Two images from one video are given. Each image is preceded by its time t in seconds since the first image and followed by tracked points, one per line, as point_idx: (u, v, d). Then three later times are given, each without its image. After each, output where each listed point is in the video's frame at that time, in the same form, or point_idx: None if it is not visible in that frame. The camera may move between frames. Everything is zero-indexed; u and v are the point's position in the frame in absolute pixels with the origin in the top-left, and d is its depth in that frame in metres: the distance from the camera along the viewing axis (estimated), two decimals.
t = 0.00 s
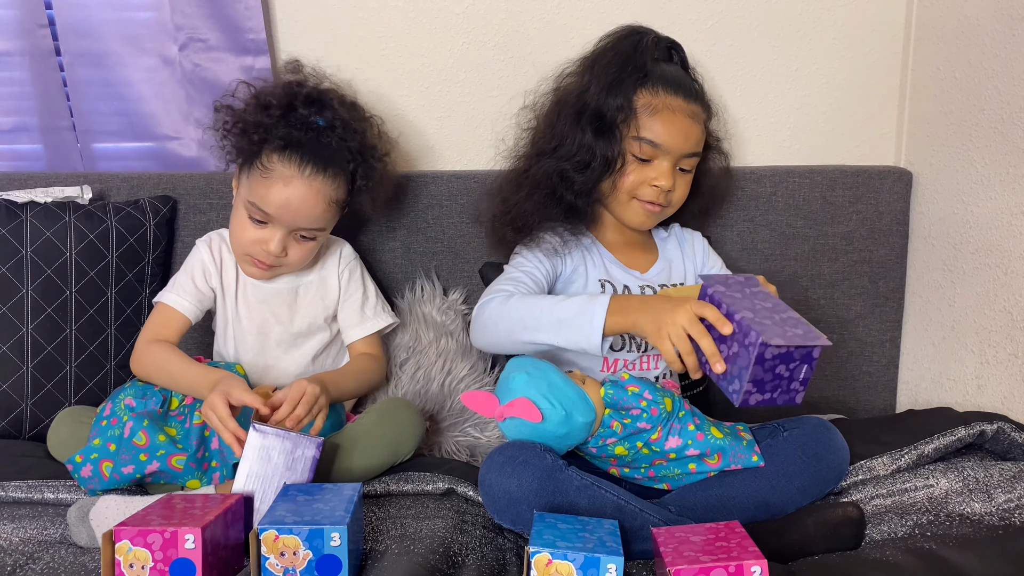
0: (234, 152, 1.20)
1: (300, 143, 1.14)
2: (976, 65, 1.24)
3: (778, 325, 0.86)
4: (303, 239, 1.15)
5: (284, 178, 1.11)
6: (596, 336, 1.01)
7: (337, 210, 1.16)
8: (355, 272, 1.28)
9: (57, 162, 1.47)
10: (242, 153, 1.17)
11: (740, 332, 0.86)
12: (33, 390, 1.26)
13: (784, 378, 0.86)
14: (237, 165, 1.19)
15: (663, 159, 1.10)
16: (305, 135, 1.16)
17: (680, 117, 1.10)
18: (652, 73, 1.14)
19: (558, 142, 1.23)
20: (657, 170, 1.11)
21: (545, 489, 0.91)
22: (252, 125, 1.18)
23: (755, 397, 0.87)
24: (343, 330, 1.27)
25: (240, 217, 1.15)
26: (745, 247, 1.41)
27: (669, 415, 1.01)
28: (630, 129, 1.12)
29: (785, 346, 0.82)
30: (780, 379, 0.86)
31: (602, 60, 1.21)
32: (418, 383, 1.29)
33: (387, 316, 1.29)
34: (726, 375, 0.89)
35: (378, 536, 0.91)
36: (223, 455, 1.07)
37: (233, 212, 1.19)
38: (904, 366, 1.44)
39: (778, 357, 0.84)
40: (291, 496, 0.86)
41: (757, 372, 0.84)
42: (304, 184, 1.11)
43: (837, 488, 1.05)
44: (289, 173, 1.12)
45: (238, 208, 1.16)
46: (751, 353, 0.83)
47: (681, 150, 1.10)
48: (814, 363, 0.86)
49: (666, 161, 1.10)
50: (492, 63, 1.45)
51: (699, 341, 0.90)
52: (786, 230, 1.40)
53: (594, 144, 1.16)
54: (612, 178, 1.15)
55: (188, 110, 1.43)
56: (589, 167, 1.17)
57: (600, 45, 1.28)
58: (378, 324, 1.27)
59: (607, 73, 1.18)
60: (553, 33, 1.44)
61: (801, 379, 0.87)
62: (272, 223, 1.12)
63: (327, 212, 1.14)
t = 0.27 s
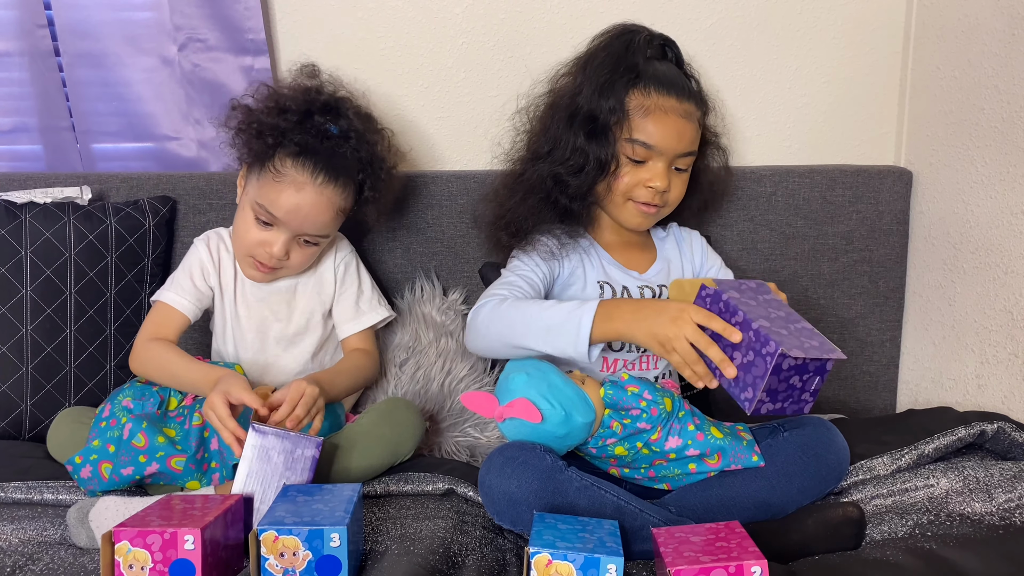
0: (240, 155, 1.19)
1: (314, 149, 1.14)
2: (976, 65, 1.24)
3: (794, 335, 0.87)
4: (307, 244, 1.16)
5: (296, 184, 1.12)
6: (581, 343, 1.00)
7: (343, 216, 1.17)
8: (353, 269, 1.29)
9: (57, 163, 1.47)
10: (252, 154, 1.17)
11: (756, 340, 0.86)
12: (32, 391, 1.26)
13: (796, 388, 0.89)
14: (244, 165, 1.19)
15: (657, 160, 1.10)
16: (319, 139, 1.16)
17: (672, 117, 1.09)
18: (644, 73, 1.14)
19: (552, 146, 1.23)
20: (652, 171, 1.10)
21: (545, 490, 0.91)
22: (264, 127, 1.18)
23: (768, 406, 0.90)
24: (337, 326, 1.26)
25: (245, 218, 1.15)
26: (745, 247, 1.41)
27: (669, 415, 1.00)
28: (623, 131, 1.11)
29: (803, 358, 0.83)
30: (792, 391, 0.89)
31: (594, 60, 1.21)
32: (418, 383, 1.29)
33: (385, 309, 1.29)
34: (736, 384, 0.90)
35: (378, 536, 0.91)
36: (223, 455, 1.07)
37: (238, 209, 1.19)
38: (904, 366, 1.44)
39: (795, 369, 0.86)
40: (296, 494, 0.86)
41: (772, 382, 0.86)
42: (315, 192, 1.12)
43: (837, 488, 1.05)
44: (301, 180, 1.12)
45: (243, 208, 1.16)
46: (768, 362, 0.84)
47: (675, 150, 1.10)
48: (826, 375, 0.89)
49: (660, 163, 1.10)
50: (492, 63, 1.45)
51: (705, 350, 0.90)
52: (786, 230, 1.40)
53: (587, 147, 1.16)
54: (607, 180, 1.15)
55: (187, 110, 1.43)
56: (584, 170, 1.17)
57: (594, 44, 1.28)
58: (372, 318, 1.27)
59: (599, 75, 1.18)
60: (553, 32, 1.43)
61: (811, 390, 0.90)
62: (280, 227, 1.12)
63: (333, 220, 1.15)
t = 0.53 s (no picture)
0: (245, 155, 1.20)
1: (320, 149, 1.15)
2: (976, 64, 1.24)
3: (790, 329, 0.87)
4: (314, 243, 1.16)
5: (302, 184, 1.12)
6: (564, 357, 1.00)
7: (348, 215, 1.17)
8: (352, 262, 1.30)
9: (56, 164, 1.46)
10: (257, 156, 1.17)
11: (753, 337, 0.86)
12: (32, 392, 1.26)
13: (796, 382, 0.88)
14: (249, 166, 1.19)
15: (651, 159, 1.10)
16: (325, 139, 1.16)
17: (664, 115, 1.10)
18: (634, 73, 1.14)
19: (546, 150, 1.23)
20: (646, 170, 1.10)
21: (545, 491, 0.91)
22: (268, 129, 1.17)
23: (771, 403, 0.88)
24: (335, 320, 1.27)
25: (251, 217, 1.15)
26: (745, 247, 1.41)
27: (669, 415, 1.00)
28: (616, 132, 1.11)
29: (802, 351, 0.83)
30: (793, 385, 0.89)
31: (584, 62, 1.20)
32: (418, 384, 1.28)
33: (378, 305, 1.29)
34: (737, 382, 0.89)
35: (378, 537, 0.91)
36: (223, 456, 1.06)
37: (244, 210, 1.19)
38: (904, 366, 1.44)
39: (795, 362, 0.85)
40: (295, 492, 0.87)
41: (772, 379, 0.85)
42: (322, 192, 1.12)
43: (838, 488, 1.05)
44: (308, 180, 1.12)
45: (248, 208, 1.16)
46: (767, 358, 0.84)
47: (669, 148, 1.10)
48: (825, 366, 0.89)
49: (656, 162, 1.10)
50: (491, 63, 1.45)
51: (699, 352, 0.90)
52: (786, 230, 1.40)
53: (580, 150, 1.16)
54: (602, 182, 1.15)
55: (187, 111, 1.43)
56: (578, 173, 1.17)
57: (584, 44, 1.27)
58: (369, 313, 1.27)
59: (589, 77, 1.17)
60: (553, 32, 1.43)
61: (811, 383, 0.90)
62: (287, 227, 1.12)
63: (339, 219, 1.15)
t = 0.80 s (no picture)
0: (238, 153, 1.21)
1: (308, 131, 1.15)
2: (976, 63, 1.24)
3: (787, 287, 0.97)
4: (318, 228, 1.16)
5: (296, 167, 1.12)
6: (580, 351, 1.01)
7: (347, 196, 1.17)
8: (362, 266, 1.29)
9: (57, 163, 1.47)
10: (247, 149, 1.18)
11: (769, 295, 0.94)
12: (34, 391, 1.26)
13: (820, 339, 0.94)
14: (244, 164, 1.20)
15: (647, 157, 1.10)
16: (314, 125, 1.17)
17: (659, 112, 1.10)
18: (628, 71, 1.14)
19: (541, 150, 1.23)
20: (643, 168, 1.10)
21: (546, 490, 0.91)
22: (256, 122, 1.18)
23: (798, 360, 0.94)
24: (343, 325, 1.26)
25: (252, 210, 1.15)
26: (746, 246, 1.41)
27: (669, 414, 1.00)
28: (611, 131, 1.11)
29: (818, 297, 0.92)
30: (816, 341, 0.94)
31: (577, 63, 1.21)
32: (419, 383, 1.29)
33: (383, 314, 1.27)
34: (758, 346, 0.96)
35: (379, 536, 0.92)
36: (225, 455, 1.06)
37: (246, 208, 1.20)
38: (905, 365, 1.44)
39: (815, 314, 0.93)
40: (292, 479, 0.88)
41: (796, 330, 0.93)
42: (316, 171, 1.12)
43: (839, 487, 1.05)
44: (302, 161, 1.13)
45: (249, 202, 1.16)
46: (789, 311, 0.92)
47: (664, 145, 1.10)
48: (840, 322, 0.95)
49: (651, 158, 1.10)
50: (492, 63, 1.45)
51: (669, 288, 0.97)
52: (787, 230, 1.40)
53: (575, 150, 1.17)
54: (598, 182, 1.15)
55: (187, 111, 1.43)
56: (573, 173, 1.17)
57: (577, 44, 1.27)
58: (378, 319, 1.26)
59: (583, 76, 1.18)
60: (553, 32, 1.43)
61: (833, 346, 0.94)
62: (287, 214, 1.13)
63: (339, 199, 1.15)
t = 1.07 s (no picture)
0: (230, 155, 1.21)
1: (303, 116, 1.19)
2: (976, 63, 1.24)
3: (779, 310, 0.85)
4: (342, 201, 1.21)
5: (308, 152, 1.16)
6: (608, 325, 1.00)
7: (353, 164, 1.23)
8: (379, 290, 1.29)
9: (57, 164, 1.47)
10: (243, 155, 1.19)
11: (750, 323, 0.84)
12: (34, 392, 1.26)
13: (806, 363, 0.84)
14: (245, 174, 1.20)
15: (645, 155, 1.10)
16: (303, 116, 1.19)
17: (655, 110, 1.10)
18: (623, 71, 1.14)
19: (539, 150, 1.23)
20: (641, 165, 1.10)
21: (546, 490, 0.91)
22: (248, 127, 1.19)
23: (784, 389, 0.84)
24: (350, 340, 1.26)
25: (278, 213, 1.18)
26: (746, 246, 1.41)
27: (669, 414, 1.01)
28: (609, 129, 1.12)
29: (799, 324, 0.81)
30: (803, 369, 0.84)
31: (572, 64, 1.21)
32: (418, 383, 1.28)
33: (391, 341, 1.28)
34: (744, 375, 0.85)
35: (380, 536, 0.92)
36: (225, 456, 1.07)
37: (262, 223, 1.21)
38: (905, 365, 1.44)
39: (797, 341, 0.82)
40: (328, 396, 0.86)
41: (779, 360, 0.82)
42: (327, 147, 1.17)
43: (838, 486, 1.05)
44: (311, 147, 1.16)
45: (271, 206, 1.18)
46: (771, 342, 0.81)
47: (662, 142, 1.10)
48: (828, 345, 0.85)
49: (651, 156, 1.10)
50: (492, 63, 1.45)
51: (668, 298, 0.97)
52: (787, 230, 1.40)
53: (573, 150, 1.17)
54: (597, 181, 1.15)
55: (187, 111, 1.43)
56: (571, 172, 1.17)
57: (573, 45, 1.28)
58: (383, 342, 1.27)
59: (579, 76, 1.18)
60: (553, 32, 1.43)
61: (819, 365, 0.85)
62: (312, 199, 1.17)
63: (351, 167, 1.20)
